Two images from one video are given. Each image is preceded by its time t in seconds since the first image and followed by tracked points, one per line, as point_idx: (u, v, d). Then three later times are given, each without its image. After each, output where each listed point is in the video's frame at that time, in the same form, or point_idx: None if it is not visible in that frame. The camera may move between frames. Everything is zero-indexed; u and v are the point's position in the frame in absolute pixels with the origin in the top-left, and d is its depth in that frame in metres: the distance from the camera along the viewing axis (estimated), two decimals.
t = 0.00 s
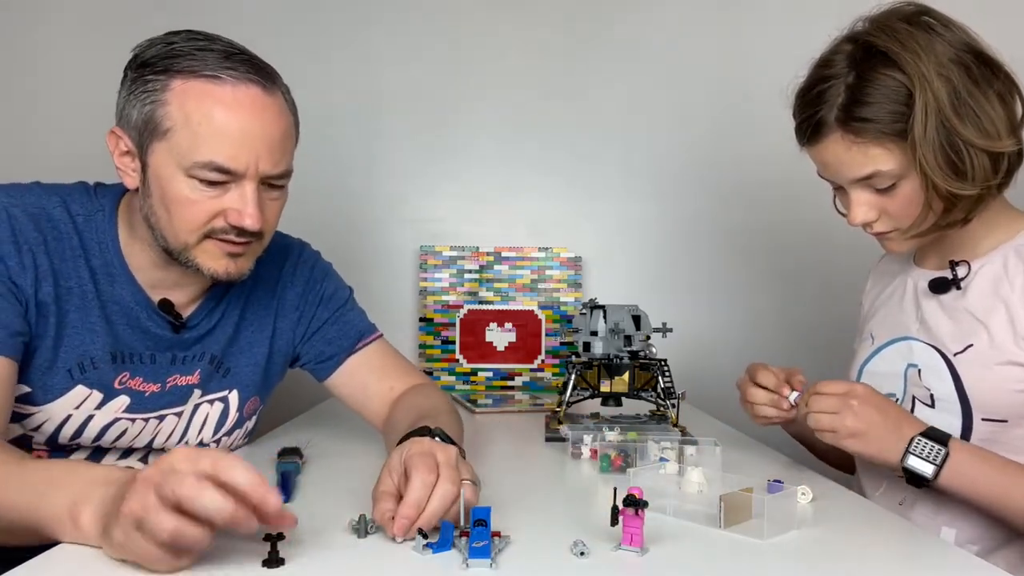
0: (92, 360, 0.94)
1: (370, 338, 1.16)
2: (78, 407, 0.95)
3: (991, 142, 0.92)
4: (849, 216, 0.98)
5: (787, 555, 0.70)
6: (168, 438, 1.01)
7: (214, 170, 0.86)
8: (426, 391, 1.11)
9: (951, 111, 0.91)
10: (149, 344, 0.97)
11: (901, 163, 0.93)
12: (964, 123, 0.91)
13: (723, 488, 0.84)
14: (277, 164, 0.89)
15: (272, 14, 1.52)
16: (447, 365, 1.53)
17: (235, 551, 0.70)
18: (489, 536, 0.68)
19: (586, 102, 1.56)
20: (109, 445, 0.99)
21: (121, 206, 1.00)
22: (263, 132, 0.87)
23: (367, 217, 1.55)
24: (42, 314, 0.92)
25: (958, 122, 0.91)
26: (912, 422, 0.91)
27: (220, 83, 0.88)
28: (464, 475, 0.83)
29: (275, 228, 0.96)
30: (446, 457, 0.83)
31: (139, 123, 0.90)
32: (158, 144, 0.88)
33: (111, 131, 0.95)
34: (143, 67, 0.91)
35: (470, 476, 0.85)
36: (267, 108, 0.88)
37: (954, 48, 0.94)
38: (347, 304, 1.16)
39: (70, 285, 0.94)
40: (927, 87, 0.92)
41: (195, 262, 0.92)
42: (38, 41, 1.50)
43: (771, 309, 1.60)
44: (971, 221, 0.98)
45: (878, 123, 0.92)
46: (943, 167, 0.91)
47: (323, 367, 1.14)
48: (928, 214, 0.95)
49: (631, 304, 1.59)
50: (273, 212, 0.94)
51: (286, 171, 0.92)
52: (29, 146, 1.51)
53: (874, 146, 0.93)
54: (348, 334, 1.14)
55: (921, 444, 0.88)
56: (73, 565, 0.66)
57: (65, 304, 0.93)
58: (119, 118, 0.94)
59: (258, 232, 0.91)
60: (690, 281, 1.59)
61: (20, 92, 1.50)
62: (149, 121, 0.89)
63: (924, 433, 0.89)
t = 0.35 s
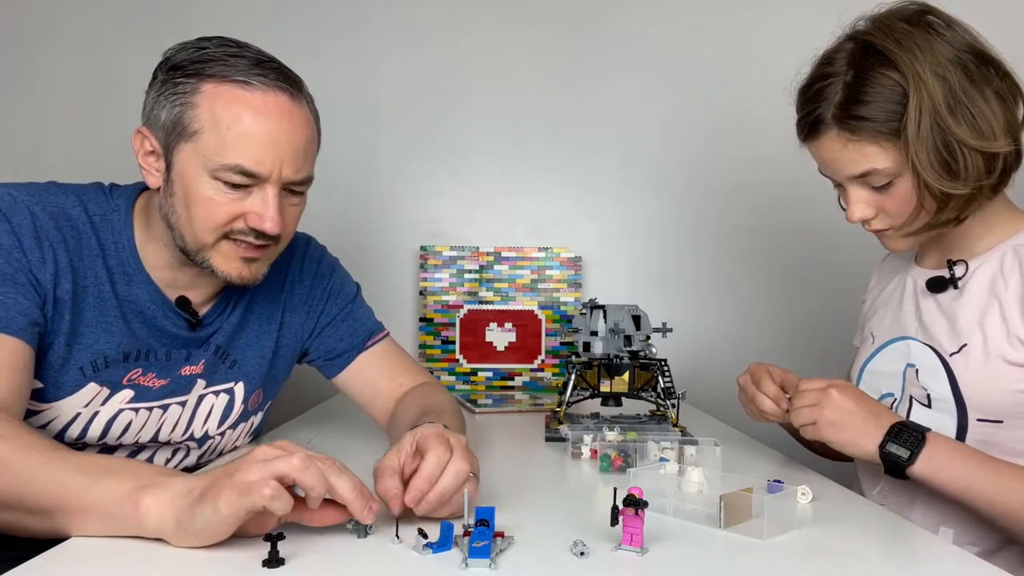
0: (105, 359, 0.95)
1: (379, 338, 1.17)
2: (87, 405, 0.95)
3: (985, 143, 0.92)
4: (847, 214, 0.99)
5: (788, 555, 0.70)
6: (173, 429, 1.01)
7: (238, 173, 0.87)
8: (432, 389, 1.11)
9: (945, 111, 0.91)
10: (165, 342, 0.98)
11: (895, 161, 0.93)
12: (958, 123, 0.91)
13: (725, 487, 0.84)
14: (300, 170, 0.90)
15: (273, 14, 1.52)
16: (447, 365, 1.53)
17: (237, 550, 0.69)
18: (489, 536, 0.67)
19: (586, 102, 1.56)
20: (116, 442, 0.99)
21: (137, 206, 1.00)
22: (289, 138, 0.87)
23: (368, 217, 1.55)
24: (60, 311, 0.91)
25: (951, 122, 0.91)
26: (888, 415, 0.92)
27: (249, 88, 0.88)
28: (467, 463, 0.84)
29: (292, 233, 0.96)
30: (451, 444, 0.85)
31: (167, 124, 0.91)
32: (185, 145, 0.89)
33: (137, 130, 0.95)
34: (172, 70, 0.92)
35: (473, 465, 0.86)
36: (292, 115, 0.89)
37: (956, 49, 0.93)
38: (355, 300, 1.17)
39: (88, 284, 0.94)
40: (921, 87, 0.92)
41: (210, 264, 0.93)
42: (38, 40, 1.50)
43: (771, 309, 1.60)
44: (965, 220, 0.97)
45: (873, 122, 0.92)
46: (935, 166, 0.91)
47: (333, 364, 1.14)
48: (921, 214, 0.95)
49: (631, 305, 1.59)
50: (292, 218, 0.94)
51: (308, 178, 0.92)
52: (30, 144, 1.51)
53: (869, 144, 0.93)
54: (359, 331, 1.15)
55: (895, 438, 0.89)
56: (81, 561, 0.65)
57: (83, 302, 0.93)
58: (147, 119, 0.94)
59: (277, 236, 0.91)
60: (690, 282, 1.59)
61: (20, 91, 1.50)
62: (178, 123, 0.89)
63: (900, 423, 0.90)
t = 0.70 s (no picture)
0: (103, 360, 0.94)
1: (380, 339, 1.17)
2: (86, 406, 0.95)
3: (978, 138, 0.92)
4: (843, 213, 0.98)
5: (788, 556, 0.70)
6: (173, 431, 1.00)
7: (230, 172, 0.87)
8: (432, 390, 1.11)
9: (938, 107, 0.91)
10: (162, 342, 0.98)
11: (890, 158, 0.93)
12: (951, 119, 0.92)
13: (725, 488, 0.84)
14: (293, 170, 0.90)
15: (273, 13, 1.52)
16: (447, 365, 1.53)
17: (236, 551, 0.69)
18: (490, 536, 0.67)
19: (586, 102, 1.56)
20: (116, 443, 0.99)
21: (134, 206, 1.00)
22: (282, 137, 0.88)
23: (368, 217, 1.55)
24: (57, 313, 0.91)
25: (945, 117, 0.91)
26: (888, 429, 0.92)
27: (240, 87, 0.89)
28: (434, 464, 0.81)
29: (287, 233, 0.96)
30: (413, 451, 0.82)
31: (159, 123, 0.91)
32: (179, 143, 0.89)
33: (132, 130, 0.96)
34: (166, 69, 0.92)
35: (449, 464, 0.82)
36: (286, 114, 0.89)
37: (946, 47, 0.94)
38: (356, 302, 1.17)
39: (85, 284, 0.94)
40: (914, 83, 0.92)
41: (206, 263, 0.93)
42: (39, 40, 1.50)
43: (770, 309, 1.60)
44: (960, 216, 0.97)
45: (866, 118, 0.92)
46: (929, 161, 0.91)
47: (334, 364, 1.14)
48: (915, 209, 0.95)
49: (631, 305, 1.59)
50: (286, 218, 0.94)
51: (302, 177, 0.92)
52: (30, 145, 1.51)
53: (862, 140, 0.93)
54: (360, 333, 1.15)
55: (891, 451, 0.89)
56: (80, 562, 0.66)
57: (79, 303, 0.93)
58: (141, 118, 0.94)
59: (270, 236, 0.91)
60: (690, 282, 1.59)
61: (20, 92, 1.50)
62: (170, 123, 0.90)
63: (899, 438, 0.90)
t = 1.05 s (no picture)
0: (103, 360, 0.95)
1: (380, 339, 1.16)
2: (86, 407, 0.95)
3: (973, 134, 0.92)
4: (839, 213, 0.98)
5: (788, 555, 0.70)
6: (173, 433, 1.01)
7: (228, 175, 0.87)
8: (433, 391, 1.11)
9: (933, 103, 0.91)
10: (161, 343, 0.98)
11: (886, 155, 0.93)
12: (946, 115, 0.92)
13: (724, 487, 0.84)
14: (292, 173, 0.90)
15: (273, 13, 1.52)
16: (447, 365, 1.53)
17: (236, 550, 0.69)
18: (490, 536, 0.67)
19: (586, 102, 1.56)
20: (115, 443, 0.99)
21: (133, 206, 1.00)
22: (282, 139, 0.88)
23: (368, 217, 1.55)
24: (55, 313, 0.91)
25: (940, 114, 0.91)
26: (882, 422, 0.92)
27: (240, 88, 0.88)
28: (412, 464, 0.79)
29: (285, 235, 0.96)
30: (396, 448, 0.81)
31: (159, 124, 0.91)
32: (178, 144, 0.89)
33: (131, 129, 0.96)
34: (165, 69, 0.92)
35: (428, 465, 0.80)
36: (285, 116, 0.89)
37: (940, 46, 0.94)
38: (356, 304, 1.17)
39: (84, 284, 0.94)
40: (910, 80, 0.92)
41: (204, 265, 0.92)
42: (39, 40, 1.50)
43: (770, 308, 1.60)
44: (958, 211, 0.96)
45: (862, 114, 0.92)
46: (924, 155, 0.91)
47: (332, 366, 1.14)
48: (913, 204, 0.95)
49: (631, 305, 1.59)
50: (284, 221, 0.94)
51: (301, 180, 0.92)
52: (30, 145, 1.51)
53: (858, 137, 0.93)
54: (359, 334, 1.15)
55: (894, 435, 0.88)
56: (78, 563, 0.65)
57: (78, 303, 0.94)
58: (141, 117, 0.94)
59: (268, 239, 0.91)
60: (690, 282, 1.59)
61: (21, 92, 1.50)
62: (170, 122, 0.90)
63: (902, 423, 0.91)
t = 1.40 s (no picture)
0: (102, 361, 0.95)
1: (381, 340, 1.16)
2: (85, 408, 0.95)
3: (946, 135, 0.92)
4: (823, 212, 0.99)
5: (788, 555, 0.70)
6: (173, 434, 1.01)
7: (230, 175, 0.87)
8: (436, 391, 1.11)
9: (906, 106, 0.91)
10: (161, 344, 0.98)
11: (863, 156, 0.93)
12: (919, 117, 0.91)
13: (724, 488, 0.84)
14: (295, 174, 0.90)
15: (273, 14, 1.52)
16: (447, 365, 1.53)
17: (236, 549, 0.69)
18: (490, 536, 0.67)
19: (586, 102, 1.56)
20: (114, 445, 0.99)
21: (136, 207, 1.00)
22: (284, 141, 0.88)
23: (368, 217, 1.55)
24: (55, 315, 0.92)
25: (912, 115, 0.91)
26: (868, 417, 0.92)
27: (243, 90, 0.89)
28: (404, 483, 0.78)
29: (286, 237, 0.96)
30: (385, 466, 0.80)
31: (162, 124, 0.91)
32: (180, 145, 0.89)
33: (134, 130, 0.96)
34: (169, 70, 0.92)
35: (420, 481, 0.79)
36: (288, 119, 0.89)
37: (922, 50, 0.93)
38: (358, 305, 1.17)
39: (83, 285, 0.94)
40: (883, 82, 0.92)
41: (206, 266, 0.93)
42: (39, 40, 1.50)
43: (770, 308, 1.60)
44: (929, 212, 0.96)
45: (839, 117, 0.93)
46: (896, 157, 0.91)
47: (335, 367, 1.14)
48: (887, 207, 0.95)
49: (631, 305, 1.59)
50: (286, 222, 0.94)
51: (304, 181, 0.92)
52: (30, 146, 1.51)
53: (836, 139, 0.94)
54: (361, 335, 1.15)
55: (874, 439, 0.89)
56: (78, 564, 0.66)
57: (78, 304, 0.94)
58: (143, 118, 0.95)
59: (270, 240, 0.91)
60: (689, 282, 1.59)
61: (21, 92, 1.50)
62: (173, 123, 0.90)
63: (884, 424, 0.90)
